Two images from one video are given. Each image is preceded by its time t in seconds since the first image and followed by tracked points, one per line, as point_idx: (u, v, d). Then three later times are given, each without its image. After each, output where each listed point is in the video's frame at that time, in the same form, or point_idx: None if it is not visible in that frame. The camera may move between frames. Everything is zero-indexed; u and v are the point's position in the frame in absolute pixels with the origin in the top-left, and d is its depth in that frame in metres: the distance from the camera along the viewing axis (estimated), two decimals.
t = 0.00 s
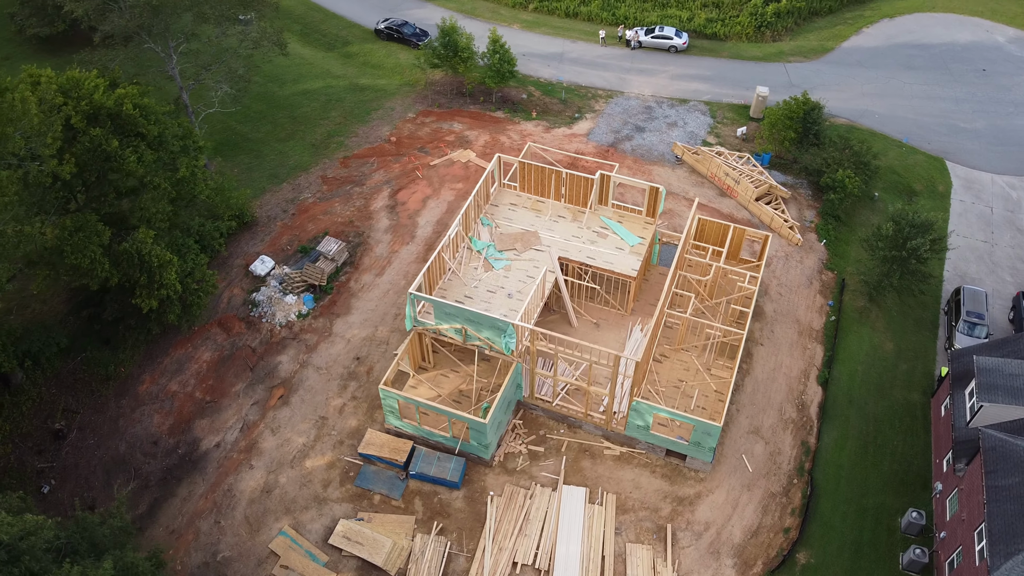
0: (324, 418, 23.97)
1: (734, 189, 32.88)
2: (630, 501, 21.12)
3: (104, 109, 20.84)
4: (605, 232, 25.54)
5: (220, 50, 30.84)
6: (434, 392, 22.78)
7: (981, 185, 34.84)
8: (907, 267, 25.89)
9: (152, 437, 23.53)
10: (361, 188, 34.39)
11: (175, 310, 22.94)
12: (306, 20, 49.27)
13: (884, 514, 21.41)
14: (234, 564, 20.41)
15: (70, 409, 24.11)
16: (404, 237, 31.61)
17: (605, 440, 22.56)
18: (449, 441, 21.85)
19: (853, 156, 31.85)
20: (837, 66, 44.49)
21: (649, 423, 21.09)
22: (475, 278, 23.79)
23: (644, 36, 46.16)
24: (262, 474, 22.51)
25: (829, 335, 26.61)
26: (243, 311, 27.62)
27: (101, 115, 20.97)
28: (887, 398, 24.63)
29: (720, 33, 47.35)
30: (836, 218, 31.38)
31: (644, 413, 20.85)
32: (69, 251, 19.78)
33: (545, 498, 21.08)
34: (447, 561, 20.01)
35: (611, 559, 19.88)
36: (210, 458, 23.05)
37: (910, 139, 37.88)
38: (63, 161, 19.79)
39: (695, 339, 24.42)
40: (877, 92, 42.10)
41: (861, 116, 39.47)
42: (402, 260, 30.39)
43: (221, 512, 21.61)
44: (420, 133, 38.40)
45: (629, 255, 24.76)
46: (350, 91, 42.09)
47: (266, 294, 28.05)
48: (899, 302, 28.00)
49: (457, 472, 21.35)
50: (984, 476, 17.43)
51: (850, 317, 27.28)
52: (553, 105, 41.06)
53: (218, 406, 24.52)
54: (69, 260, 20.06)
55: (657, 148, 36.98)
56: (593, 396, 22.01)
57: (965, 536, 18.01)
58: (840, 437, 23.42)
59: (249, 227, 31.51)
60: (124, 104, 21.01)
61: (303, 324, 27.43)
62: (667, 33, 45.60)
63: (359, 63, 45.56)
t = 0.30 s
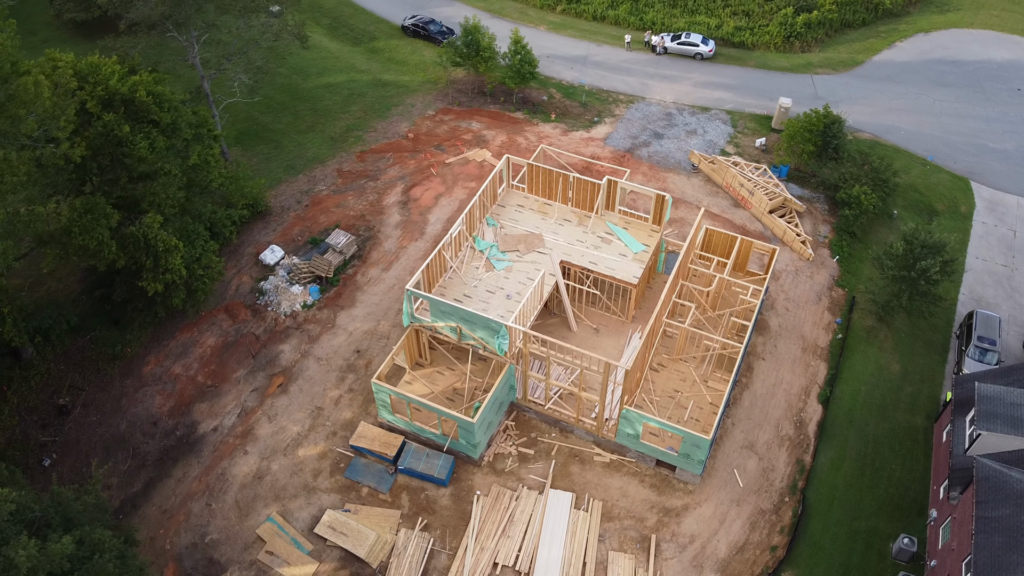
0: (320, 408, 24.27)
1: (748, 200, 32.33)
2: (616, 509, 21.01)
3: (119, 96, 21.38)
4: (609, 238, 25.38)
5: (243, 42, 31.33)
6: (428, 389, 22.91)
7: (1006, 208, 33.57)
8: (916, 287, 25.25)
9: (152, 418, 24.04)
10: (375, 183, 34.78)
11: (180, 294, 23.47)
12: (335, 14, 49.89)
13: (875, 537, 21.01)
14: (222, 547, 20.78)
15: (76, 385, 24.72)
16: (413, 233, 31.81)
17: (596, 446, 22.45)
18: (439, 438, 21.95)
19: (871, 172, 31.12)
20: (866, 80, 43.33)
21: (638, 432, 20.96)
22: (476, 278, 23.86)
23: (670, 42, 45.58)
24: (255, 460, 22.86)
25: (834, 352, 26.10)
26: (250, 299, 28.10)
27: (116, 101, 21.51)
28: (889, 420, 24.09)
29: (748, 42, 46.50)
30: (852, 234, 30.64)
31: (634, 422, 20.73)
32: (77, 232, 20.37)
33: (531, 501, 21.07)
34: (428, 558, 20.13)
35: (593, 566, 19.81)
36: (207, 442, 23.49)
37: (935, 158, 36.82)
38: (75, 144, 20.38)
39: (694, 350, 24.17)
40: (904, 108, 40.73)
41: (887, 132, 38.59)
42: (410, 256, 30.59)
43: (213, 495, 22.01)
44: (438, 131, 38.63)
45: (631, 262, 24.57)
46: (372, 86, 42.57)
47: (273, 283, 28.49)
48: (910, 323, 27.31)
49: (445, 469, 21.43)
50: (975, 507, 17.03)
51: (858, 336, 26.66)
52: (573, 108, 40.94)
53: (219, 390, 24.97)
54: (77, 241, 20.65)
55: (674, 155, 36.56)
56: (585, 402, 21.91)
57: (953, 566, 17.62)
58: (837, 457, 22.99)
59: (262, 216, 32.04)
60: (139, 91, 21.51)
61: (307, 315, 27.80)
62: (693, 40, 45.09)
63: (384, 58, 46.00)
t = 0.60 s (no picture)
0: (317, 399, 24.56)
1: (762, 212, 31.74)
2: (602, 517, 20.91)
3: (134, 82, 21.86)
4: (614, 244, 25.23)
5: (265, 34, 31.77)
6: (422, 385, 23.05)
7: None
8: (925, 309, 24.62)
9: (154, 399, 24.59)
10: (390, 178, 35.13)
11: (186, 279, 24.02)
12: (364, 10, 50.46)
13: (865, 561, 20.62)
14: (210, 529, 21.15)
15: (84, 363, 25.40)
16: (423, 230, 32.03)
17: (587, 452, 22.37)
18: (429, 435, 22.07)
19: (889, 190, 30.41)
20: (895, 95, 42.25)
21: (628, 440, 20.83)
22: (477, 277, 23.96)
23: (695, 49, 44.84)
24: (250, 446, 23.22)
25: (838, 371, 25.62)
26: (258, 287, 28.58)
27: (131, 87, 22.00)
28: (889, 443, 23.58)
29: (776, 52, 45.50)
30: (866, 252, 29.97)
31: (624, 430, 20.62)
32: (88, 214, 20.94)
33: (517, 503, 21.07)
34: (411, 553, 20.26)
35: (573, 572, 19.75)
36: (205, 425, 23.94)
37: (960, 178, 35.78)
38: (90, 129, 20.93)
39: (692, 361, 23.94)
40: (933, 125, 39.76)
41: (912, 149, 37.66)
42: (418, 253, 30.80)
43: (206, 478, 22.42)
44: (456, 130, 38.84)
45: (633, 270, 24.38)
46: (394, 82, 42.99)
47: (281, 273, 28.93)
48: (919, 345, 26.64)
49: (433, 466, 21.52)
50: (963, 538, 16.66)
51: (864, 355, 26.12)
52: (592, 112, 40.75)
53: (220, 375, 25.44)
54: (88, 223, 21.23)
55: (690, 164, 36.11)
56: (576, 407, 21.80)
57: None
58: (832, 477, 22.58)
59: (277, 207, 32.55)
60: (154, 79, 21.99)
61: (312, 306, 28.18)
62: (719, 48, 44.36)
63: (409, 55, 46.40)
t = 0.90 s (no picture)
0: (315, 389, 24.88)
1: (775, 225, 31.16)
2: (586, 523, 20.83)
3: (149, 70, 22.43)
4: (618, 250, 25.06)
5: (287, 27, 32.23)
6: (417, 382, 23.23)
7: None
8: (932, 332, 23.91)
9: (157, 380, 25.16)
10: (405, 174, 35.45)
11: (194, 265, 24.62)
12: (393, 6, 50.89)
13: None
14: (201, 511, 21.56)
15: (93, 342, 26.16)
16: (433, 227, 32.23)
17: (577, 458, 22.29)
18: (420, 431, 22.19)
19: (906, 208, 29.64)
20: (924, 111, 40.89)
21: (616, 448, 20.72)
22: (477, 277, 24.04)
23: (721, 56, 43.94)
24: (245, 432, 23.61)
25: (840, 391, 25.13)
26: (266, 276, 29.08)
27: (147, 75, 22.59)
28: (888, 466, 23.08)
29: (804, 63, 44.31)
30: (879, 270, 29.21)
31: (612, 437, 20.52)
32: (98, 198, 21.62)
33: (503, 504, 21.09)
34: (394, 547, 20.41)
35: None
36: (204, 409, 24.40)
37: (984, 200, 34.58)
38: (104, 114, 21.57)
39: (689, 372, 23.70)
40: (962, 144, 38.41)
41: (937, 167, 36.57)
42: (426, 249, 31.03)
43: (201, 461, 22.85)
44: (474, 129, 39.01)
45: (635, 277, 24.18)
46: (417, 79, 43.34)
47: (290, 263, 29.38)
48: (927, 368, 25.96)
49: (421, 462, 21.64)
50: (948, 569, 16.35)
51: (869, 376, 25.58)
52: (612, 116, 40.47)
53: (223, 361, 25.94)
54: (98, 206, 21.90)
55: (706, 173, 35.58)
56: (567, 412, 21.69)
57: None
58: (826, 498, 22.18)
59: (291, 197, 33.02)
60: (168, 67, 22.53)
61: (317, 297, 28.59)
62: (746, 57, 43.35)
63: (434, 52, 46.69)
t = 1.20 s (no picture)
0: (313, 378, 25.20)
1: (788, 238, 30.57)
2: (571, 528, 20.76)
3: (165, 57, 23.04)
4: (621, 256, 24.89)
5: (309, 19, 32.66)
6: (413, 377, 23.41)
7: None
8: (937, 355, 23.19)
9: (162, 361, 25.73)
10: (420, 170, 35.72)
11: (202, 250, 25.24)
12: (422, 2, 51.21)
13: None
14: (194, 492, 21.98)
15: (103, 320, 26.90)
16: (443, 224, 32.38)
17: (567, 462, 22.20)
18: (412, 426, 22.34)
19: (923, 227, 28.85)
20: (954, 128, 39.62)
21: (604, 455, 20.64)
22: (478, 276, 24.09)
23: (748, 64, 43.16)
24: (243, 418, 24.02)
25: (842, 410, 24.64)
26: (275, 264, 29.57)
27: (163, 62, 23.21)
28: (885, 489, 22.58)
29: (832, 74, 43.20)
30: (892, 289, 28.46)
31: (600, 443, 20.45)
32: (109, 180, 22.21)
33: (489, 504, 21.12)
34: (378, 540, 20.58)
35: None
36: (205, 392, 24.89)
37: (1009, 223, 33.37)
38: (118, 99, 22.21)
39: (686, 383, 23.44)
40: (991, 164, 37.14)
41: (962, 186, 35.47)
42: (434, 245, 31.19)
43: (198, 443, 23.30)
44: (492, 127, 39.11)
45: (636, 283, 23.96)
46: (439, 76, 43.56)
47: (299, 253, 29.80)
48: (934, 391, 25.28)
49: (411, 457, 21.79)
50: None
51: (873, 396, 25.02)
52: (632, 120, 40.12)
53: (227, 346, 26.45)
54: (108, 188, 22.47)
55: (723, 182, 35.03)
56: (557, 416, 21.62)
57: None
58: (818, 518, 21.79)
59: (306, 187, 33.45)
60: (184, 55, 23.13)
61: (324, 288, 28.95)
62: (772, 66, 42.55)
63: (459, 49, 46.88)
